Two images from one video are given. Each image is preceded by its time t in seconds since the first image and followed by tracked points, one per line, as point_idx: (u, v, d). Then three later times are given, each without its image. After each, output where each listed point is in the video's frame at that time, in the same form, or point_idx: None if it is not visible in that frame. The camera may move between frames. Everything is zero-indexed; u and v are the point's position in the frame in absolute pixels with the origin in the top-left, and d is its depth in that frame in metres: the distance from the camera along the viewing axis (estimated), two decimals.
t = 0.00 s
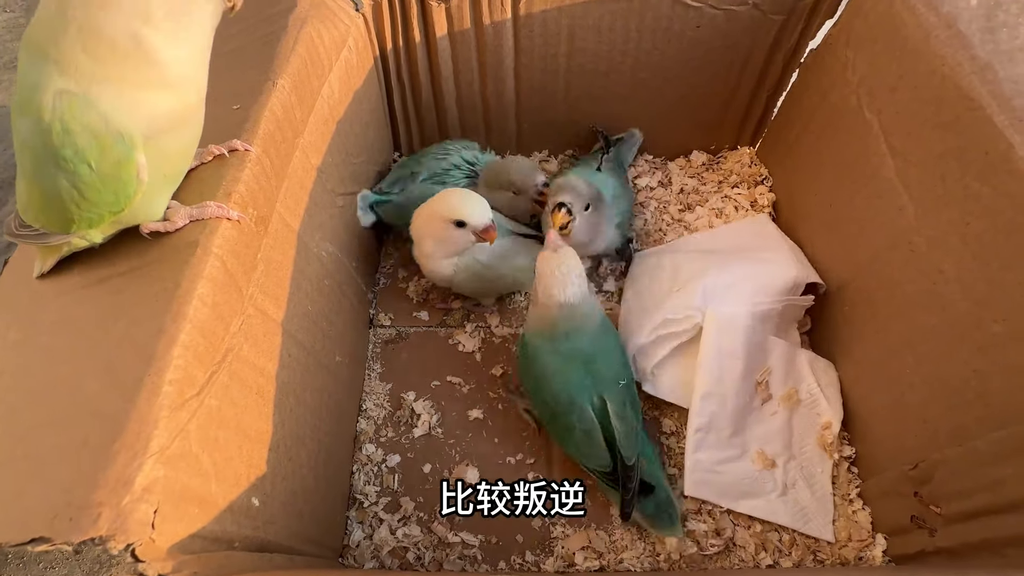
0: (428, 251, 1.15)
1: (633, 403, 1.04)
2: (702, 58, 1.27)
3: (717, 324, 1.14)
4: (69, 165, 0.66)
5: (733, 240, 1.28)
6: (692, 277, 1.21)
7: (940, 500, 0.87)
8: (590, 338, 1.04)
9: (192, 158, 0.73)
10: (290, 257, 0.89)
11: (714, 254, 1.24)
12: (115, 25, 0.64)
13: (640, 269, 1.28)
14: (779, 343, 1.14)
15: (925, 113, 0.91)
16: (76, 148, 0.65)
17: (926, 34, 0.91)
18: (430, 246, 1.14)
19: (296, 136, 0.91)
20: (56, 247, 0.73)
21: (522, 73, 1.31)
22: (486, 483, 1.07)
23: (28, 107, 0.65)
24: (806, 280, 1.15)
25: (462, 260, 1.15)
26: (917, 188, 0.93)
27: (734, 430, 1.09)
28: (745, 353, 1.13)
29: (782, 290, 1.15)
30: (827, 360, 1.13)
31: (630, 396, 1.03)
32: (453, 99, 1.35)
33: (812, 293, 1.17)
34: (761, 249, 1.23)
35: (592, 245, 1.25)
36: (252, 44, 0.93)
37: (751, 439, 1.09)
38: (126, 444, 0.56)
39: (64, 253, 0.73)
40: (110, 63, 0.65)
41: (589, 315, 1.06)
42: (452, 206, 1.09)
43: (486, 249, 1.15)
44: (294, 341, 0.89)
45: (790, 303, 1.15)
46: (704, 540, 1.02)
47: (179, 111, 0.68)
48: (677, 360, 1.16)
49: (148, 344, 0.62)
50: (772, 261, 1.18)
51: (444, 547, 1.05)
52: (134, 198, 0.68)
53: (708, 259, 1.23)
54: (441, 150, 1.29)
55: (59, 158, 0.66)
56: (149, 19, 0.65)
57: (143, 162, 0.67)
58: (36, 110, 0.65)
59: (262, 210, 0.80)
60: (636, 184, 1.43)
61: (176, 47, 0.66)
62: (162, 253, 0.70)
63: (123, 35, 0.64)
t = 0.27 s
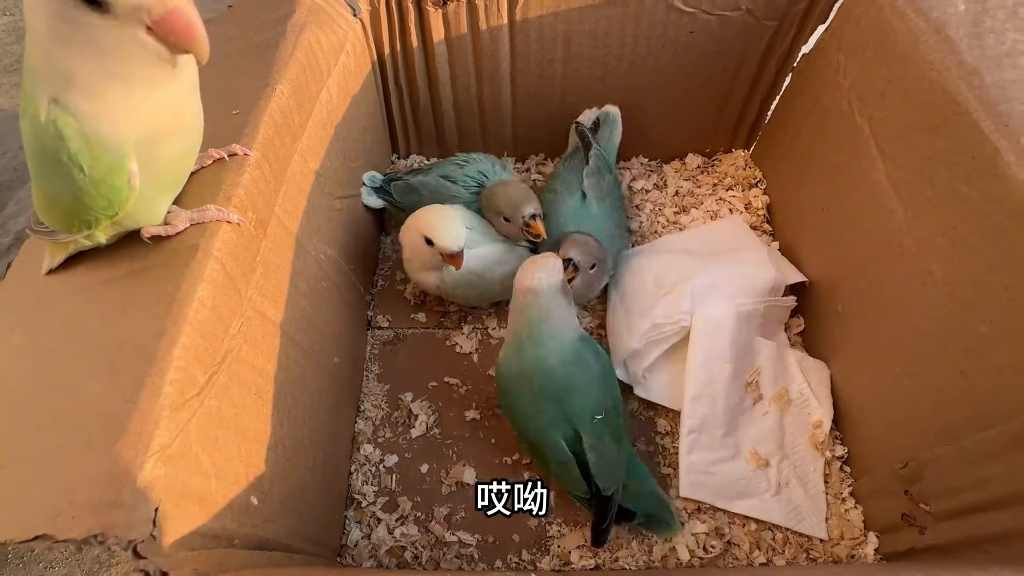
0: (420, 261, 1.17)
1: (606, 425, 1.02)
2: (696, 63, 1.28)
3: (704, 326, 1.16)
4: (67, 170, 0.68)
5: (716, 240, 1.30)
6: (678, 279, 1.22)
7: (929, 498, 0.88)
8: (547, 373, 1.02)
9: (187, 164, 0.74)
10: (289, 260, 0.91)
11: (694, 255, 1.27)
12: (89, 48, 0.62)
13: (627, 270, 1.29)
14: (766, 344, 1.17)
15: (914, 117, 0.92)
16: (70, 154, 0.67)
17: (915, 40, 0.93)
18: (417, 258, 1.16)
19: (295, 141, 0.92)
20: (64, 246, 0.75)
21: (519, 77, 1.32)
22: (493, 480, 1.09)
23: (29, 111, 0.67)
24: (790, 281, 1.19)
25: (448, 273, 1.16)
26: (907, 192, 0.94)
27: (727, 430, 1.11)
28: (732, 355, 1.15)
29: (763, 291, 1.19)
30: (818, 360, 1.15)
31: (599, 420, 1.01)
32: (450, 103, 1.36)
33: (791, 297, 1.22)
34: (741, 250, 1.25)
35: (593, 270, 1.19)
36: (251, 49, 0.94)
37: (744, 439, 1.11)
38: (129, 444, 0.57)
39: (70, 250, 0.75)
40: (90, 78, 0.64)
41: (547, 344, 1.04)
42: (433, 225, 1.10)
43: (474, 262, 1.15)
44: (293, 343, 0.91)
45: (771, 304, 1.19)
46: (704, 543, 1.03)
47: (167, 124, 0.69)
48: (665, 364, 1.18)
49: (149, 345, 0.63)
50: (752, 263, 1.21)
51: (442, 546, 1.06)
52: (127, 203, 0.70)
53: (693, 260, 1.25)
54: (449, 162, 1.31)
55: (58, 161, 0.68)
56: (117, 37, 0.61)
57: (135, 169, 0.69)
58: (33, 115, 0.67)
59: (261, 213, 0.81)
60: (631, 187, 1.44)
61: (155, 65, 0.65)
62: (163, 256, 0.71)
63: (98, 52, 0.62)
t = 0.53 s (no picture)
0: (414, 261, 1.17)
1: (568, 474, 0.95)
2: (692, 66, 1.29)
3: (691, 327, 1.18)
4: (63, 170, 0.69)
5: (703, 242, 1.31)
6: (668, 282, 1.24)
7: (920, 497, 0.89)
8: (492, 443, 1.00)
9: (183, 165, 0.75)
10: (286, 261, 0.91)
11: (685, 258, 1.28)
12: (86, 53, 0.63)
13: (617, 272, 1.30)
14: (755, 345, 1.18)
15: (905, 120, 0.93)
16: (66, 155, 0.68)
17: (906, 44, 0.94)
18: (413, 256, 1.16)
19: (292, 143, 0.93)
20: (62, 246, 0.75)
21: (515, 80, 1.33)
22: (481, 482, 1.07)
23: (26, 112, 0.68)
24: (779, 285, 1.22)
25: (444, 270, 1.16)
26: (898, 194, 0.95)
27: (718, 430, 1.11)
28: (721, 355, 1.16)
29: (750, 292, 1.21)
30: (810, 361, 1.16)
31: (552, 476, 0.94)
32: (446, 105, 1.37)
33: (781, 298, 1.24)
34: (726, 255, 1.27)
35: (531, 320, 1.05)
36: (249, 52, 0.95)
37: (736, 439, 1.11)
38: (125, 443, 0.58)
39: (68, 251, 0.76)
40: (85, 82, 0.64)
41: (488, 413, 1.02)
42: (429, 222, 1.11)
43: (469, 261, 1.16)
44: (290, 343, 0.91)
45: (759, 305, 1.20)
46: (698, 543, 1.03)
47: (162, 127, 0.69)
48: (652, 364, 1.19)
49: (146, 346, 0.64)
50: (739, 267, 1.24)
51: (438, 546, 1.07)
52: (123, 204, 0.71)
53: (682, 263, 1.27)
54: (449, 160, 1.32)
55: (55, 162, 0.69)
56: (112, 40, 0.62)
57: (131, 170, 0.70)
58: (30, 115, 0.68)
59: (258, 215, 0.82)
60: (627, 189, 1.45)
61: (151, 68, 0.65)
62: (160, 258, 0.72)
63: (94, 56, 0.63)
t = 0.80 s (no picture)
0: (424, 261, 1.17)
1: (584, 487, 0.95)
2: (700, 68, 1.29)
3: (700, 329, 1.17)
4: (77, 173, 0.68)
5: (711, 244, 1.31)
6: (676, 284, 1.25)
7: (933, 501, 0.88)
8: (510, 453, 1.01)
9: (197, 167, 0.75)
10: (296, 262, 0.91)
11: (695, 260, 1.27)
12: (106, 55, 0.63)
13: (624, 272, 1.30)
14: (763, 347, 1.18)
15: (918, 122, 0.93)
16: (81, 158, 0.68)
17: (918, 45, 0.93)
18: (421, 255, 1.16)
19: (302, 144, 0.93)
20: (71, 248, 0.75)
21: (523, 81, 1.33)
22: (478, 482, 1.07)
23: (41, 113, 0.68)
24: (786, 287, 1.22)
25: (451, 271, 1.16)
26: (910, 196, 0.94)
27: (728, 433, 1.11)
28: (730, 357, 1.16)
29: (757, 294, 1.21)
30: (818, 363, 1.16)
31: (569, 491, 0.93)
32: (453, 106, 1.37)
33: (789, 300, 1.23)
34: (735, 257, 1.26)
35: (542, 352, 0.95)
36: (258, 53, 0.94)
37: (746, 441, 1.11)
38: (140, 446, 0.58)
39: (78, 252, 0.75)
40: (104, 83, 0.64)
41: (505, 425, 1.01)
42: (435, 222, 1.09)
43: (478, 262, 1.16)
44: (299, 345, 0.91)
45: (767, 308, 1.20)
46: (709, 546, 1.03)
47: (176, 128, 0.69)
48: (659, 367, 1.19)
49: (160, 347, 0.63)
50: (746, 269, 1.24)
51: (447, 549, 1.06)
52: (138, 208, 0.71)
53: (690, 265, 1.27)
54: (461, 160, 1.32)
55: (68, 164, 0.68)
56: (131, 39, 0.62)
57: (147, 173, 0.70)
58: (46, 118, 0.67)
59: (269, 216, 0.82)
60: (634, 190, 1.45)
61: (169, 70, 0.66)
62: (173, 260, 0.72)
63: (113, 55, 0.62)
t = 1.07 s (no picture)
0: (434, 260, 1.16)
1: (591, 490, 0.95)
2: (708, 69, 1.28)
3: (707, 331, 1.17)
4: (89, 175, 0.68)
5: (716, 245, 1.31)
6: (681, 286, 1.24)
7: (944, 505, 0.88)
8: (515, 457, 1.00)
9: (207, 169, 0.74)
10: (304, 264, 0.91)
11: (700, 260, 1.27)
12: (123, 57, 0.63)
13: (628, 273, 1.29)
14: (770, 348, 1.17)
15: (928, 123, 0.92)
16: (93, 160, 0.67)
17: (929, 46, 0.93)
18: (431, 254, 1.16)
19: (310, 145, 0.93)
20: (81, 250, 0.75)
21: (529, 81, 1.33)
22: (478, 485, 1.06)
23: (52, 116, 0.68)
24: (791, 288, 1.22)
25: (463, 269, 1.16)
26: (920, 198, 0.94)
27: (735, 435, 1.10)
28: (736, 359, 1.15)
29: (764, 295, 1.21)
30: (825, 366, 1.15)
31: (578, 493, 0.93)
32: (460, 106, 1.37)
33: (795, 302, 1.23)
34: (739, 258, 1.26)
35: (554, 346, 0.99)
36: (266, 54, 0.94)
37: (753, 444, 1.10)
38: (152, 449, 0.57)
39: (88, 255, 0.75)
40: (118, 85, 0.64)
41: (512, 429, 1.01)
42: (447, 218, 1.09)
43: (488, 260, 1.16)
44: (307, 347, 0.90)
45: (773, 309, 1.19)
46: (716, 549, 1.02)
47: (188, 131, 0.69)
48: (665, 369, 1.19)
49: (172, 350, 0.63)
50: (752, 270, 1.23)
51: (453, 551, 1.06)
52: (149, 211, 0.70)
53: (694, 266, 1.26)
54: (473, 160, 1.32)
55: (80, 166, 0.68)
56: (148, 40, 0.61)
57: (157, 175, 0.69)
58: (58, 121, 0.67)
59: (278, 218, 0.81)
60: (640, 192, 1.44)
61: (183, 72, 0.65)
62: (183, 262, 0.71)
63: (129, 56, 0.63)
